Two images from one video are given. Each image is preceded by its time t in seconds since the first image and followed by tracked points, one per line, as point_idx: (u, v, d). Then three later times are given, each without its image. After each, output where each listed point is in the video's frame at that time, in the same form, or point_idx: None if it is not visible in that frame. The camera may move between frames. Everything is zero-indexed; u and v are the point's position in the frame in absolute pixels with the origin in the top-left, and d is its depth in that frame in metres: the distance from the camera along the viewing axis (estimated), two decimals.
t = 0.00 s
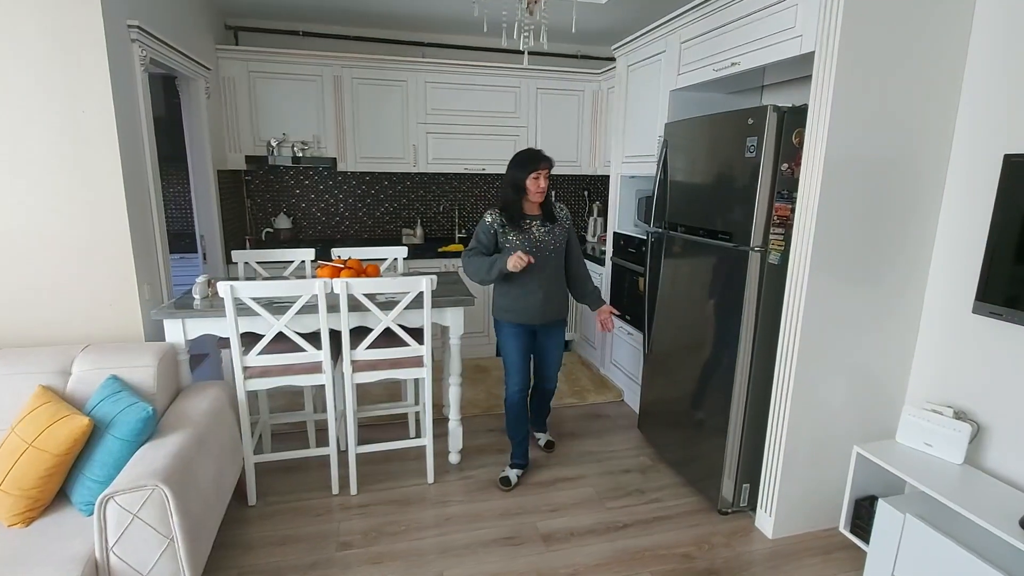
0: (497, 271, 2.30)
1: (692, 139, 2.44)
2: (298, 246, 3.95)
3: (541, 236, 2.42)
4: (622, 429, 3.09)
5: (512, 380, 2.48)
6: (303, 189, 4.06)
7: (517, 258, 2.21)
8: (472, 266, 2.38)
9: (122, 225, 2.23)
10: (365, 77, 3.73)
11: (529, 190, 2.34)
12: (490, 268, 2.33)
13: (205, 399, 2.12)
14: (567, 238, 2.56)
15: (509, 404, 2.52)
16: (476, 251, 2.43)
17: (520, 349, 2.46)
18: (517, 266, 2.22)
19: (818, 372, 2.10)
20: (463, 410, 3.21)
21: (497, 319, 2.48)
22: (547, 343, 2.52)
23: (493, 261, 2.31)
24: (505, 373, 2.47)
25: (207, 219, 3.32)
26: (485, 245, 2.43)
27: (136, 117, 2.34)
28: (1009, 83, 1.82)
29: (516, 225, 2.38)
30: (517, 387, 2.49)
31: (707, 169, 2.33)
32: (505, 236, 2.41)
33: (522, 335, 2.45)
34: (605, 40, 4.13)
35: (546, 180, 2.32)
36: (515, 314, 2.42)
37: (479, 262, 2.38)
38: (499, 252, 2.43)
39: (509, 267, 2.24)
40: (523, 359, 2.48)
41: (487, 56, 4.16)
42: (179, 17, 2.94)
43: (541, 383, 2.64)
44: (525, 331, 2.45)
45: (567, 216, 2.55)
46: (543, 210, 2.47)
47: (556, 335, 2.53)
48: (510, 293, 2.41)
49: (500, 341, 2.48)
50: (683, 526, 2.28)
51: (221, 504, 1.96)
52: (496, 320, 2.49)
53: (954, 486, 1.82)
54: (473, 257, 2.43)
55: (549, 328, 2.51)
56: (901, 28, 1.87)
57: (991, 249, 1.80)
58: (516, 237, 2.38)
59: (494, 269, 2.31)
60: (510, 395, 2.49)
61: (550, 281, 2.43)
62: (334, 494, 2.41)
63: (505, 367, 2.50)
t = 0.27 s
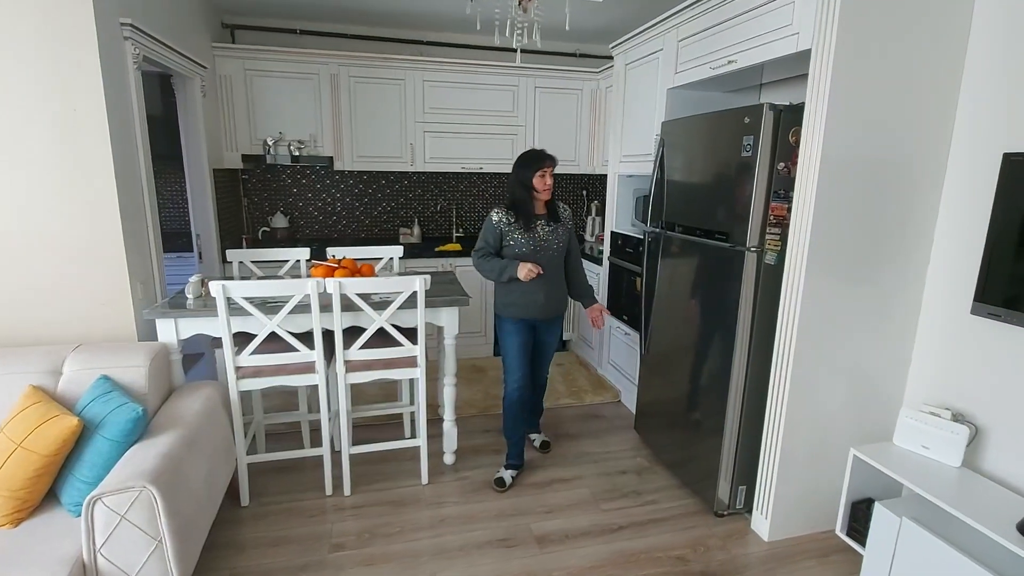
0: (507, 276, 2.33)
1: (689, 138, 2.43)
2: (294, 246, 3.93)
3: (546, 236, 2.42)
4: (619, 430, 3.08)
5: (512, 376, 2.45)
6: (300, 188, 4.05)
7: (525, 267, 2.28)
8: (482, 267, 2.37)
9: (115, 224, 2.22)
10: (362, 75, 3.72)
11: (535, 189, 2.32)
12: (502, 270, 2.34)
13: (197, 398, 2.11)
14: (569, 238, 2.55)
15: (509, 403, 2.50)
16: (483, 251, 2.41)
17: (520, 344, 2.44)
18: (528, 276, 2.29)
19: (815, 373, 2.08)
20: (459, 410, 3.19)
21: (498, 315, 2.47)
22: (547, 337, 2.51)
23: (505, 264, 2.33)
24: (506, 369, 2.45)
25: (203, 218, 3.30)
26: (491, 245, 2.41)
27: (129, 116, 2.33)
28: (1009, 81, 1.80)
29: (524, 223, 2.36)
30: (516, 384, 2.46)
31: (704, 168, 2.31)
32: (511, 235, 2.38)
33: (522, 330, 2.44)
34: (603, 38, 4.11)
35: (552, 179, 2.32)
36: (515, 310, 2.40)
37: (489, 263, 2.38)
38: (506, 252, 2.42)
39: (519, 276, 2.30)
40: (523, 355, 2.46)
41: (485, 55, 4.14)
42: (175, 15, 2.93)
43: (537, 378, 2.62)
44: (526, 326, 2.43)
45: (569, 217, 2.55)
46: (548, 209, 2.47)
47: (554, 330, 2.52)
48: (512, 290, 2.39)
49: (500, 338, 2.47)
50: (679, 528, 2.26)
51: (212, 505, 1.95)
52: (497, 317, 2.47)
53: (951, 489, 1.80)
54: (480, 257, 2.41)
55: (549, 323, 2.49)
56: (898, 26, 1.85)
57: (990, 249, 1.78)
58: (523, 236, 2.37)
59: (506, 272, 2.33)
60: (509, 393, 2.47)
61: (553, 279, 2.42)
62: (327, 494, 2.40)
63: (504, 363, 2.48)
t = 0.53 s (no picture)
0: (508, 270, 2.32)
1: (685, 136, 2.40)
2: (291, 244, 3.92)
3: (541, 234, 2.40)
4: (615, 430, 3.06)
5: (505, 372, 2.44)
6: (297, 187, 4.03)
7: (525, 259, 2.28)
8: (480, 262, 2.37)
9: (106, 223, 2.21)
10: (358, 73, 3.70)
11: (532, 188, 2.30)
12: (502, 266, 2.34)
13: (187, 398, 2.10)
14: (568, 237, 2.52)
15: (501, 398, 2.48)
16: (481, 246, 2.41)
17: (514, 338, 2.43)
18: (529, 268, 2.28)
19: (811, 374, 2.05)
20: (455, 410, 3.18)
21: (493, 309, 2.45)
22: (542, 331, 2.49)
23: (505, 259, 2.32)
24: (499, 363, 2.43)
25: (198, 217, 3.29)
26: (489, 241, 2.41)
27: (120, 114, 2.31)
28: (1008, 77, 1.77)
29: (520, 221, 2.35)
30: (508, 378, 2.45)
31: (699, 166, 2.29)
32: (507, 231, 2.38)
33: (516, 324, 2.42)
34: (601, 35, 4.08)
35: (549, 179, 2.29)
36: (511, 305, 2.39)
37: (488, 258, 2.37)
38: (503, 248, 2.41)
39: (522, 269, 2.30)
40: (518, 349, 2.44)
41: (482, 52, 4.12)
42: (168, 13, 2.91)
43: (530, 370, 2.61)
44: (521, 318, 2.42)
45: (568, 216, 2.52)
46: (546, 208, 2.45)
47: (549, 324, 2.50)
48: (507, 286, 2.38)
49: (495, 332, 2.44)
50: (673, 530, 2.24)
51: (201, 505, 1.94)
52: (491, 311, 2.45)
53: (948, 492, 1.77)
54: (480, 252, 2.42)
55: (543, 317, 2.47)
56: (896, 21, 1.82)
57: (988, 248, 1.75)
58: (518, 233, 2.36)
59: (505, 267, 2.33)
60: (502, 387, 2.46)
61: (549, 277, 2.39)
62: (319, 495, 2.38)
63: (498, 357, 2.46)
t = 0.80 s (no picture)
0: (497, 265, 2.36)
1: (680, 134, 2.38)
2: (287, 244, 3.91)
3: (531, 230, 2.43)
4: (611, 431, 3.03)
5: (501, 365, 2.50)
6: (294, 185, 4.02)
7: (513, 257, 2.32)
8: (471, 258, 2.41)
9: (95, 221, 2.20)
10: (354, 72, 3.69)
11: (523, 184, 2.33)
12: (491, 261, 2.37)
13: (177, 398, 2.09)
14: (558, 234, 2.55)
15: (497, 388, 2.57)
16: (472, 241, 2.45)
17: (506, 335, 2.46)
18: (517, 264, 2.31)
19: (806, 376, 2.03)
20: (449, 410, 3.16)
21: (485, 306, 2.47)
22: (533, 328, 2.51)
23: (494, 254, 2.35)
24: (493, 358, 2.49)
25: (194, 216, 3.29)
26: (479, 236, 2.45)
27: (112, 112, 2.30)
28: (1007, 74, 1.74)
29: (509, 216, 2.38)
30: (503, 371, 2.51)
31: (695, 165, 2.26)
32: (497, 226, 2.41)
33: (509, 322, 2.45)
34: (599, 33, 4.06)
35: (539, 175, 2.32)
36: (501, 302, 2.42)
37: (479, 254, 2.41)
38: (493, 243, 2.45)
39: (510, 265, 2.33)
40: (511, 344, 2.49)
41: (480, 51, 4.10)
42: (163, 11, 2.90)
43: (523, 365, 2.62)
44: (513, 315, 2.45)
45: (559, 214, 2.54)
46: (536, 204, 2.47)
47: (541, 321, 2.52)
48: (497, 282, 2.41)
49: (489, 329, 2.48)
50: (667, 533, 2.21)
51: (189, 506, 1.92)
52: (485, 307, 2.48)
53: (944, 497, 1.74)
54: (471, 247, 2.45)
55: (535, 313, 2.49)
56: (892, 18, 1.79)
57: (988, 249, 1.72)
58: (507, 228, 2.39)
59: (494, 262, 2.36)
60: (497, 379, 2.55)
61: (538, 273, 2.42)
62: (311, 495, 2.37)
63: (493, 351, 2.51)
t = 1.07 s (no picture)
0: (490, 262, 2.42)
1: (680, 133, 2.35)
2: (289, 243, 3.92)
3: (519, 226, 2.49)
4: (611, 433, 3.01)
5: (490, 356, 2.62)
6: (296, 185, 4.03)
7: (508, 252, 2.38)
8: (462, 256, 2.46)
9: (93, 221, 2.20)
10: (355, 71, 3.68)
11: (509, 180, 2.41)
12: (483, 258, 2.43)
13: (171, 398, 2.09)
14: (546, 231, 2.61)
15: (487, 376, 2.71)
16: (462, 240, 2.51)
17: (496, 331, 2.55)
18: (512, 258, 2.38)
19: (805, 379, 1.99)
20: (448, 411, 3.15)
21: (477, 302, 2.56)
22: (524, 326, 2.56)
23: (485, 251, 2.41)
24: (483, 353, 2.59)
25: (194, 215, 3.30)
26: (469, 235, 2.50)
27: (110, 111, 2.31)
28: (1013, 71, 1.69)
29: (498, 213, 2.44)
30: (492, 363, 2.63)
31: (694, 165, 2.23)
32: (486, 224, 2.47)
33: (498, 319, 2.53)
34: (602, 32, 4.03)
35: (525, 170, 2.40)
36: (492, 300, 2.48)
37: (469, 252, 2.46)
38: (483, 241, 2.50)
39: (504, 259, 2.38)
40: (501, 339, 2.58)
41: (482, 50, 4.09)
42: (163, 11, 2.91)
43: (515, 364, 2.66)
44: (503, 312, 2.52)
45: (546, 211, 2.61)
46: (523, 202, 2.54)
47: (531, 320, 2.57)
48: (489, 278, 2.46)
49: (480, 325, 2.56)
50: (663, 537, 2.19)
51: (181, 506, 1.92)
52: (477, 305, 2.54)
53: (947, 504, 1.70)
54: (460, 246, 2.51)
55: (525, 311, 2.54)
56: (893, 15, 1.75)
57: (992, 251, 1.67)
58: (496, 225, 2.45)
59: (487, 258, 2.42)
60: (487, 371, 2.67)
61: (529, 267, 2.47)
62: (306, 496, 2.36)
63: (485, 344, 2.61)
